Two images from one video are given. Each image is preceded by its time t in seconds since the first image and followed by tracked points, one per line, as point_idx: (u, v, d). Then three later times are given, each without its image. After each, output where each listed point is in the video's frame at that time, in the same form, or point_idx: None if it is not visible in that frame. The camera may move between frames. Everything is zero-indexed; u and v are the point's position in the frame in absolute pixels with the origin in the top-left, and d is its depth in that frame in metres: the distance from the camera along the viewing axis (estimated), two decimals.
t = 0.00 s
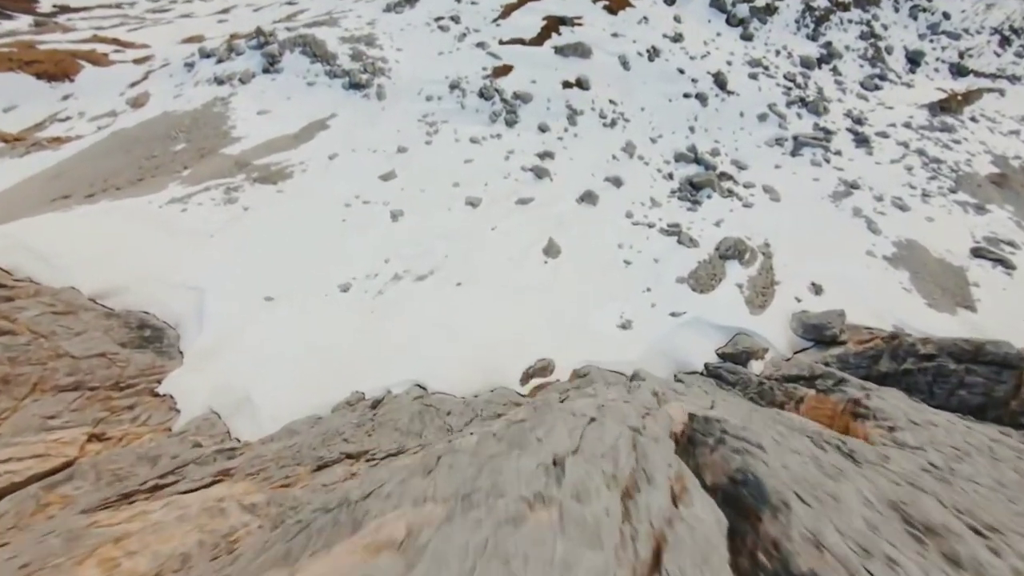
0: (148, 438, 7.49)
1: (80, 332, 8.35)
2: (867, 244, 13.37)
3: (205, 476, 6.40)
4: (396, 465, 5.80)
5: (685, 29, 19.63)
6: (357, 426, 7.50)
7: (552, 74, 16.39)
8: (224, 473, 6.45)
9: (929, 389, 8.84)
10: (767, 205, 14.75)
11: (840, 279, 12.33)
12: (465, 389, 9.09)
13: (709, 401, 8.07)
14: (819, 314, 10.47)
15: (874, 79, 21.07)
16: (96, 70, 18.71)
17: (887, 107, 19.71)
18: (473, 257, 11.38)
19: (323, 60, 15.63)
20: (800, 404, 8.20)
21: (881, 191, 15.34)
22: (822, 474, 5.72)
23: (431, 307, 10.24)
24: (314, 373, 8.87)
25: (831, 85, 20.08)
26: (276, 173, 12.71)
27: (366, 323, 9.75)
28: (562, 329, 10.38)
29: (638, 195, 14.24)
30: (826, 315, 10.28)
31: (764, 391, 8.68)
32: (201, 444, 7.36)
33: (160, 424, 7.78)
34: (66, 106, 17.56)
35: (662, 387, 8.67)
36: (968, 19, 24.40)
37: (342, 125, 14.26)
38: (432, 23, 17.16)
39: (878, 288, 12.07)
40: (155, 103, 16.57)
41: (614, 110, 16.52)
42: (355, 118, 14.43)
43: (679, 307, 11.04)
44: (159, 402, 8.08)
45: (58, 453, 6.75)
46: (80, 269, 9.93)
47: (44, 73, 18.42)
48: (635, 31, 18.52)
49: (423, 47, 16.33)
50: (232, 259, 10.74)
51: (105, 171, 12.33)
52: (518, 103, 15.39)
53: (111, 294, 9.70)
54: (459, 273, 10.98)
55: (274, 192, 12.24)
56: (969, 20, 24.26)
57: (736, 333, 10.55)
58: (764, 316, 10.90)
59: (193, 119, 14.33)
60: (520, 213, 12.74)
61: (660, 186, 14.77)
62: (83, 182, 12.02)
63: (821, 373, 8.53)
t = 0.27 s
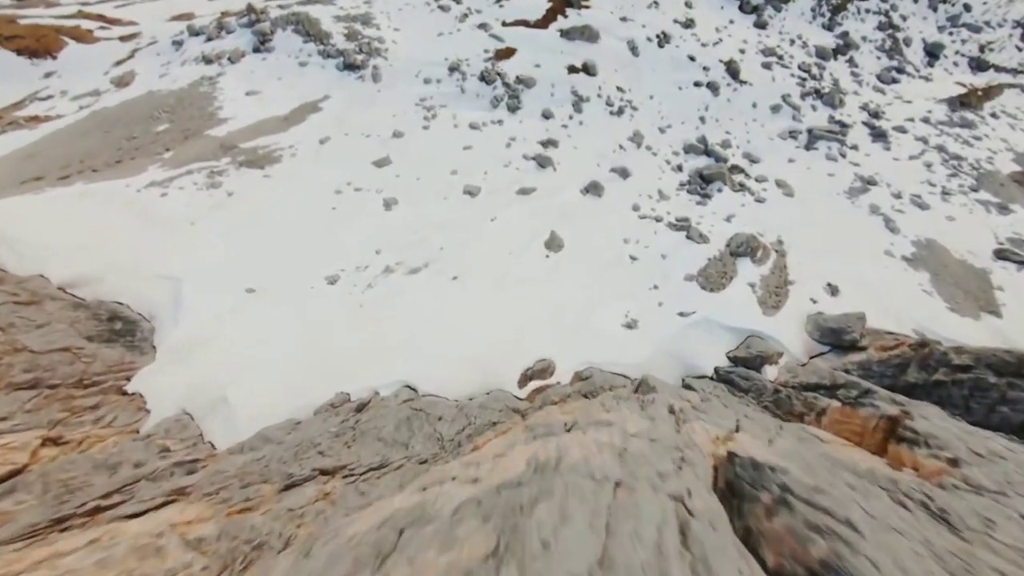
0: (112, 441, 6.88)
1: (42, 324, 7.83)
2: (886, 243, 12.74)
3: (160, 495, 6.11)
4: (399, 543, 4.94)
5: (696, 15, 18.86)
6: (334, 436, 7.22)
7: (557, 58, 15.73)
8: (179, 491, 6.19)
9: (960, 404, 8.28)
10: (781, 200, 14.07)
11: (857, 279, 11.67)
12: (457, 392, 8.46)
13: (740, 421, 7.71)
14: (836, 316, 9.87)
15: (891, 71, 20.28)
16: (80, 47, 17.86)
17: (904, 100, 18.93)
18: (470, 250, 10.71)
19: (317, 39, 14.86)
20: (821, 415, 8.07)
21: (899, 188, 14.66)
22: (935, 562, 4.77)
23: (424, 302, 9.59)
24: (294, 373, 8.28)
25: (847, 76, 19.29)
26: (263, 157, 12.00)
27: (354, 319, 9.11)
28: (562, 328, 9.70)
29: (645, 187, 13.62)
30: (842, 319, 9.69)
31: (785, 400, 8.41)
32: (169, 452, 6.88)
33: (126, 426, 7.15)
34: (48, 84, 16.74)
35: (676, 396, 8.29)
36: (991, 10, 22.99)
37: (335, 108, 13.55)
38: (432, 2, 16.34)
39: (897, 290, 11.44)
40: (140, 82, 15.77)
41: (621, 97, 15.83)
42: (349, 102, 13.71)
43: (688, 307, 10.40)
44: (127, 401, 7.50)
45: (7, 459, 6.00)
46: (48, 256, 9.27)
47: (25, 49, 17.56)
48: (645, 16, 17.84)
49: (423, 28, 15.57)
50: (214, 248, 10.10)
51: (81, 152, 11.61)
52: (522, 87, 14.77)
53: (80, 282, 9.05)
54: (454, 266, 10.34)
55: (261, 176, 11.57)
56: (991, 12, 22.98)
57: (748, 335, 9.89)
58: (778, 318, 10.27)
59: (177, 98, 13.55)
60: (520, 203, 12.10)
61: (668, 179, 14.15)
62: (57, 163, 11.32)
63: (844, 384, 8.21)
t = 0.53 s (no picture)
0: (68, 451, 6.38)
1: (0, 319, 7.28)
2: (906, 246, 12.10)
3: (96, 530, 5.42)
4: None
5: (708, 5, 18.17)
6: (306, 455, 6.62)
7: (563, 47, 15.10)
8: (118, 523, 5.52)
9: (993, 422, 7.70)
10: (795, 199, 13.40)
11: (876, 284, 11.02)
12: (450, 398, 7.83)
13: (767, 445, 7.00)
14: (857, 323, 9.25)
15: (909, 68, 19.55)
16: (66, 28, 17.14)
17: (923, 98, 18.22)
18: (467, 245, 10.05)
19: (311, 22, 14.17)
20: (848, 434, 7.52)
21: (919, 188, 13.99)
22: None
23: (416, 300, 8.94)
24: (273, 376, 7.64)
25: (864, 72, 18.57)
26: (250, 144, 11.35)
27: (341, 318, 8.47)
28: (563, 331, 9.02)
29: (653, 183, 12.98)
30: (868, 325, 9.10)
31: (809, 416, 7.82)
32: (132, 463, 6.35)
33: (86, 433, 6.64)
34: (31, 66, 16.04)
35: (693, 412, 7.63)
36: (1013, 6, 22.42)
37: (328, 94, 12.88)
38: None
39: (919, 296, 10.80)
40: (126, 65, 15.07)
41: (629, 89, 15.22)
42: (344, 88, 13.05)
43: (698, 311, 9.76)
44: (89, 406, 6.99)
45: None
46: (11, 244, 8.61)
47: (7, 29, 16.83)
48: (655, 5, 17.21)
49: (423, 13, 14.90)
50: (195, 239, 9.47)
51: (56, 136, 10.95)
52: (525, 77, 14.20)
53: (46, 274, 8.42)
54: (449, 262, 9.68)
55: (247, 164, 10.93)
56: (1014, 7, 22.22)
57: (762, 342, 9.25)
58: (794, 324, 9.64)
59: (162, 81, 12.86)
60: (522, 197, 11.46)
61: (677, 175, 13.52)
62: (30, 146, 10.67)
63: (872, 400, 7.67)
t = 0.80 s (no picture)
0: (13, 466, 5.75)
1: None
2: (927, 250, 11.51)
3: None
4: None
5: None
6: (269, 483, 5.97)
7: (567, 37, 14.48)
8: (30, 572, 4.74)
9: None
10: (809, 199, 12.77)
11: (897, 291, 10.40)
12: (440, 411, 7.19)
13: (807, 486, 6.14)
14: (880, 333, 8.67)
15: (924, 67, 18.91)
16: (49, 12, 16.43)
17: (939, 97, 17.58)
18: (463, 243, 9.40)
19: (303, 6, 13.49)
20: (881, 460, 6.79)
21: (938, 191, 13.37)
22: None
23: (406, 302, 8.28)
24: (246, 386, 6.98)
25: (878, 70, 17.94)
26: (235, 133, 10.69)
27: (323, 320, 7.83)
28: (564, 337, 8.35)
29: (661, 180, 12.35)
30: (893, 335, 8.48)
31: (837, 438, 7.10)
32: (82, 482, 5.73)
33: (36, 447, 6.01)
34: (11, 50, 15.34)
35: (710, 434, 6.85)
36: None
37: (320, 82, 12.22)
38: None
39: (943, 304, 10.18)
40: (109, 49, 14.38)
41: (636, 83, 14.59)
42: (336, 76, 12.40)
43: (709, 318, 9.12)
44: (42, 416, 6.37)
45: None
46: None
47: None
48: None
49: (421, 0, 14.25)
50: (169, 233, 8.80)
51: (28, 122, 10.28)
52: (528, 69, 13.62)
53: (8, 268, 7.80)
54: (443, 262, 9.02)
55: (231, 154, 10.27)
56: None
57: (777, 352, 8.63)
58: (811, 332, 9.01)
59: (144, 66, 12.16)
60: (523, 193, 10.82)
61: (685, 172, 12.89)
62: None
63: (904, 421, 7.08)
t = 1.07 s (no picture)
0: None
1: None
2: (950, 256, 10.90)
3: None
4: None
5: None
6: (219, 523, 5.21)
7: (572, 28, 13.86)
8: None
9: None
10: (824, 201, 12.15)
11: (919, 299, 9.79)
12: (430, 428, 6.54)
13: (871, 549, 5.21)
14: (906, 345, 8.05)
15: (940, 66, 18.28)
16: None
17: (956, 97, 16.98)
18: (459, 242, 8.76)
19: None
20: (922, 491, 6.05)
21: (958, 194, 12.75)
22: None
23: (395, 306, 7.63)
24: (214, 398, 6.32)
25: (892, 68, 17.34)
26: (218, 122, 10.05)
27: (303, 324, 7.18)
28: (567, 344, 7.70)
29: (669, 179, 11.73)
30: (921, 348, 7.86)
31: (871, 465, 6.33)
32: (20, 507, 5.12)
33: None
34: None
35: (734, 467, 6.07)
36: None
37: (311, 71, 11.59)
38: None
39: (969, 314, 9.56)
40: (92, 35, 13.71)
41: (642, 77, 13.97)
42: (329, 65, 11.78)
43: (722, 326, 8.48)
44: None
45: None
46: None
47: None
48: None
49: None
50: (140, 227, 8.15)
51: None
52: (530, 60, 13.02)
53: None
54: (437, 262, 8.38)
55: (212, 144, 9.62)
56: None
57: (795, 364, 8.01)
58: (830, 343, 8.39)
59: (125, 51, 11.50)
60: (523, 190, 10.20)
61: (694, 171, 12.27)
62: None
63: (945, 446, 6.32)
